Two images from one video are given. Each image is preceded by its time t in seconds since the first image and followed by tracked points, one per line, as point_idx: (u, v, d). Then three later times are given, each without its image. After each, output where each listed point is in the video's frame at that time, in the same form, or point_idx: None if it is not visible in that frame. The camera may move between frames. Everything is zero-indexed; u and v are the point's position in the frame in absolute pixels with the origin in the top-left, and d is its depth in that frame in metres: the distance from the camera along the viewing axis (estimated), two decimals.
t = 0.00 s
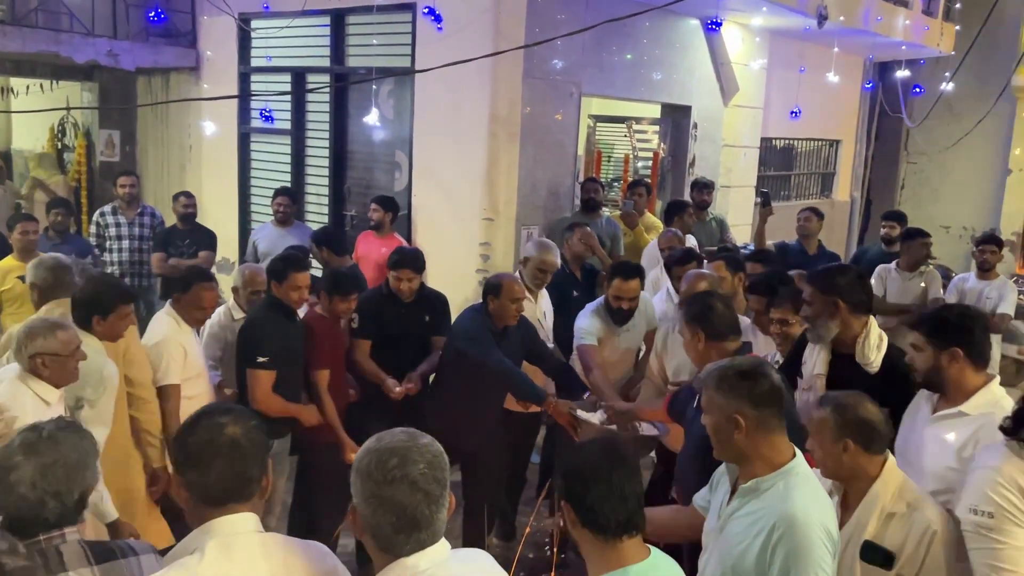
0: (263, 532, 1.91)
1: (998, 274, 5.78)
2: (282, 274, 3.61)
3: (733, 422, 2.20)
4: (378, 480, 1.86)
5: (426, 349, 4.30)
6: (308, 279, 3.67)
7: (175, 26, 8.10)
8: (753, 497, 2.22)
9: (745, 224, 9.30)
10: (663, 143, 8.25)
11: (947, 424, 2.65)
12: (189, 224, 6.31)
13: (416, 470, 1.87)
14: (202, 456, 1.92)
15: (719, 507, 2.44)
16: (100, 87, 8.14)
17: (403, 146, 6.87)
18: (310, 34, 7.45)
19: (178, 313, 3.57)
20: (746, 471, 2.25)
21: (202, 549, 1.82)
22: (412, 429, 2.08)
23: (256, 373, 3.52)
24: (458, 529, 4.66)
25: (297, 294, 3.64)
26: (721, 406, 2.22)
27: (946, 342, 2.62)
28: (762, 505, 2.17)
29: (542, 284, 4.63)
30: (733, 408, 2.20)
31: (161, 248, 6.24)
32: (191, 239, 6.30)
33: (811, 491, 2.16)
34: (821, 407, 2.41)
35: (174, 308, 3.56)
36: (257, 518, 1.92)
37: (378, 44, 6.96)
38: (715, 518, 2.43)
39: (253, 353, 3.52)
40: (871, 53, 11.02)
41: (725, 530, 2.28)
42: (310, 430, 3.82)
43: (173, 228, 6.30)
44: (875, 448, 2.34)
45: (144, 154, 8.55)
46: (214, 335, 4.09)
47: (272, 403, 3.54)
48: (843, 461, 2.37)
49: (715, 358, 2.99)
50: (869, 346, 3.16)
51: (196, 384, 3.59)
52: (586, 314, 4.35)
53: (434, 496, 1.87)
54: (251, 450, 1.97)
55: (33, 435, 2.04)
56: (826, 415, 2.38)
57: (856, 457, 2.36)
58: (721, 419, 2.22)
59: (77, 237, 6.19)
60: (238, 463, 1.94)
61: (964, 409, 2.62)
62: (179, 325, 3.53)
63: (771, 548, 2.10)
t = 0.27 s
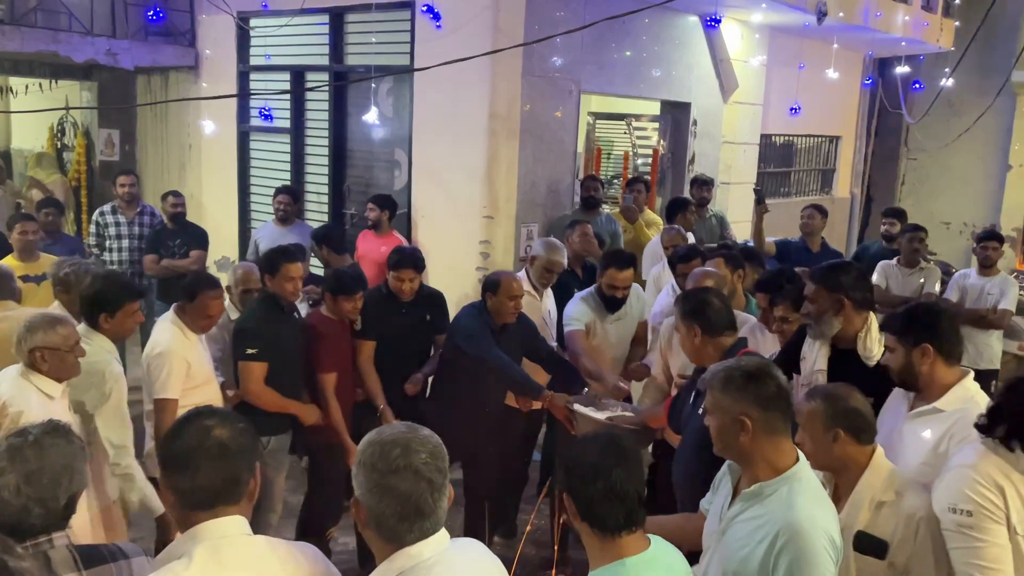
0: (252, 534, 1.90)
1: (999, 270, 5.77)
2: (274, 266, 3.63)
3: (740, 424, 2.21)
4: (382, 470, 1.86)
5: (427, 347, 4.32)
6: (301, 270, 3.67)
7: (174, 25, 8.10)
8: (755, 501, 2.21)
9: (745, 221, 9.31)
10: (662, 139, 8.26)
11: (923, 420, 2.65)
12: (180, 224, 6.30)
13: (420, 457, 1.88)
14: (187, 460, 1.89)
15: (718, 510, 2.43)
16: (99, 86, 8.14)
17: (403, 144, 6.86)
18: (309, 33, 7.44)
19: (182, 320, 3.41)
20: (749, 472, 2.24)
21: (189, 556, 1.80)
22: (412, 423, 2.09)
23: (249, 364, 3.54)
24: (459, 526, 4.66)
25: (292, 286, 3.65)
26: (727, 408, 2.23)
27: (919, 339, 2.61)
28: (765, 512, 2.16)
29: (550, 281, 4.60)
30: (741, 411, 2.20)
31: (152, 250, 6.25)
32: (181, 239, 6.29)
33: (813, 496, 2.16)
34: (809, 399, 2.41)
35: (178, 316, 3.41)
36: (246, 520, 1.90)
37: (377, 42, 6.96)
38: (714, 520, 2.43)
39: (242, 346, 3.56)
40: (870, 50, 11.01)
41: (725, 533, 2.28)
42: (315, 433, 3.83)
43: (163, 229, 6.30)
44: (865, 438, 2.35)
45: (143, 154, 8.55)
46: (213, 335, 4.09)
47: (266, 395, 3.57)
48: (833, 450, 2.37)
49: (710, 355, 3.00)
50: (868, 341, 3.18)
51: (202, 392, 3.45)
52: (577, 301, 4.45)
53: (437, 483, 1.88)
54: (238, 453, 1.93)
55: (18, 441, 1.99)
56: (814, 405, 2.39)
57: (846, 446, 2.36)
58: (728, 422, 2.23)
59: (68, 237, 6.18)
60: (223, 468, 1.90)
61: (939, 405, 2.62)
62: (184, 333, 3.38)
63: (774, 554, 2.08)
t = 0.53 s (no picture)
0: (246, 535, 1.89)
1: (1000, 266, 5.76)
2: (267, 263, 3.63)
3: (738, 418, 2.20)
4: (384, 462, 1.86)
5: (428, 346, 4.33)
6: (294, 265, 3.66)
7: (174, 24, 8.08)
8: (754, 496, 2.22)
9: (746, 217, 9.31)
10: (663, 136, 8.25)
11: (920, 418, 2.64)
12: (174, 223, 6.29)
13: (422, 449, 1.89)
14: (177, 463, 1.88)
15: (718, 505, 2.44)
16: (99, 86, 8.15)
17: (403, 142, 6.86)
18: (309, 31, 7.43)
19: (190, 325, 3.40)
20: (747, 467, 2.24)
21: (183, 558, 1.79)
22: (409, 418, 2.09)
23: (245, 360, 3.59)
24: (460, 524, 4.67)
25: (287, 282, 3.64)
26: (726, 402, 2.21)
27: (923, 340, 2.58)
28: (764, 505, 2.16)
29: (550, 277, 4.60)
30: (741, 405, 2.19)
31: (153, 251, 6.27)
32: (182, 238, 6.29)
33: (812, 488, 2.16)
34: (799, 395, 2.43)
35: (188, 320, 3.39)
36: (238, 522, 1.89)
37: (376, 40, 6.95)
38: (715, 516, 2.43)
39: (238, 342, 3.59)
40: (871, 45, 10.99)
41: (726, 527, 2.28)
42: (323, 431, 3.83)
43: (161, 228, 6.29)
44: (854, 431, 2.36)
45: (143, 152, 8.55)
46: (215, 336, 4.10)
47: (264, 393, 3.62)
48: (824, 444, 2.38)
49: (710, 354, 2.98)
50: (849, 329, 3.21)
51: (208, 397, 3.45)
52: (570, 284, 4.58)
53: (438, 473, 1.89)
54: (230, 454, 1.92)
55: (13, 444, 1.98)
56: (804, 401, 2.40)
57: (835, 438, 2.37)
58: (725, 415, 2.22)
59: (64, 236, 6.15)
60: (214, 470, 1.89)
61: (936, 404, 2.61)
62: (190, 337, 3.37)
63: (775, 548, 2.09)
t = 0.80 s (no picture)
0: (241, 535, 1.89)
1: (1003, 259, 5.75)
2: (265, 259, 3.61)
3: (732, 404, 2.20)
4: (396, 455, 1.85)
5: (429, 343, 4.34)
6: (293, 259, 3.64)
7: (174, 22, 8.08)
8: (748, 481, 2.20)
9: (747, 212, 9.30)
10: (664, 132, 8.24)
11: (923, 413, 2.64)
12: (184, 221, 6.28)
13: (433, 443, 1.89)
14: (170, 464, 1.87)
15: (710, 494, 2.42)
16: (100, 85, 8.15)
17: (404, 139, 6.85)
18: (309, 29, 7.42)
19: (195, 326, 3.39)
20: (741, 451, 2.24)
21: (177, 561, 1.79)
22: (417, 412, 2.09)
23: (246, 356, 3.57)
24: (463, 520, 4.67)
25: (287, 277, 3.62)
26: (721, 390, 2.22)
27: (922, 339, 2.56)
28: (756, 489, 2.15)
29: (543, 274, 4.61)
30: (733, 392, 2.19)
31: (159, 248, 6.26)
32: (189, 235, 6.30)
33: (804, 472, 2.16)
34: (796, 387, 2.41)
35: (193, 323, 3.38)
36: (233, 522, 1.90)
37: (377, 37, 6.95)
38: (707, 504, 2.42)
39: (239, 338, 3.58)
40: (872, 39, 10.97)
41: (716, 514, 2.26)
42: (330, 424, 3.83)
43: (168, 227, 6.28)
44: (852, 423, 2.35)
45: (144, 151, 8.55)
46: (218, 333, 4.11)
47: (265, 388, 3.59)
48: (822, 437, 2.38)
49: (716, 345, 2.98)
50: (829, 321, 3.19)
51: (213, 398, 3.43)
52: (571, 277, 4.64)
53: (448, 467, 1.90)
54: (224, 454, 1.91)
55: (8, 445, 1.97)
56: (803, 393, 2.38)
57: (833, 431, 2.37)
58: (720, 402, 2.22)
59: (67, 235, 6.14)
60: (206, 470, 1.88)
61: (938, 398, 2.62)
62: (193, 337, 3.37)
63: (771, 531, 2.08)
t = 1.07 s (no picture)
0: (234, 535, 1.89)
1: (1005, 252, 5.74)
2: (267, 255, 3.60)
3: (720, 384, 2.23)
4: (403, 451, 1.85)
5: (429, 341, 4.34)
6: (295, 253, 3.64)
7: (173, 20, 8.06)
8: (739, 459, 2.23)
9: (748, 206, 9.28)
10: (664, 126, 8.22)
11: (919, 407, 2.64)
12: (191, 219, 6.29)
13: (438, 438, 1.89)
14: (158, 462, 1.88)
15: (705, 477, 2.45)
16: (99, 84, 8.15)
17: (404, 136, 6.84)
18: (308, 26, 7.41)
19: (190, 322, 3.39)
20: (732, 432, 2.27)
21: (168, 562, 1.79)
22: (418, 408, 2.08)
23: (245, 352, 3.57)
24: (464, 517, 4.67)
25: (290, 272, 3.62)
26: (710, 370, 2.25)
27: (907, 331, 2.58)
28: (746, 465, 2.19)
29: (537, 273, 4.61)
30: (720, 372, 2.22)
31: (168, 245, 6.24)
32: (200, 233, 6.31)
33: (792, 446, 2.19)
34: (796, 377, 2.42)
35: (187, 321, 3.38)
36: (227, 522, 1.90)
37: (376, 34, 6.93)
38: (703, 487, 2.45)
39: (240, 334, 3.58)
40: (873, 32, 10.94)
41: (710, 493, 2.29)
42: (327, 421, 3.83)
43: (175, 224, 6.28)
44: (850, 415, 2.35)
45: (144, 149, 8.54)
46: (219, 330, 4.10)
47: (263, 383, 3.59)
48: (819, 428, 2.37)
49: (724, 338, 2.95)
50: (812, 313, 3.21)
51: (213, 394, 3.42)
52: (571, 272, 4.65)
53: (453, 462, 1.90)
54: (214, 454, 1.91)
55: None
56: (801, 384, 2.40)
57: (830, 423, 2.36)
58: (709, 382, 2.25)
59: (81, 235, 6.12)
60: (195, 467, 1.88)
61: (935, 392, 2.61)
62: (190, 335, 3.36)
63: (758, 503, 2.12)
